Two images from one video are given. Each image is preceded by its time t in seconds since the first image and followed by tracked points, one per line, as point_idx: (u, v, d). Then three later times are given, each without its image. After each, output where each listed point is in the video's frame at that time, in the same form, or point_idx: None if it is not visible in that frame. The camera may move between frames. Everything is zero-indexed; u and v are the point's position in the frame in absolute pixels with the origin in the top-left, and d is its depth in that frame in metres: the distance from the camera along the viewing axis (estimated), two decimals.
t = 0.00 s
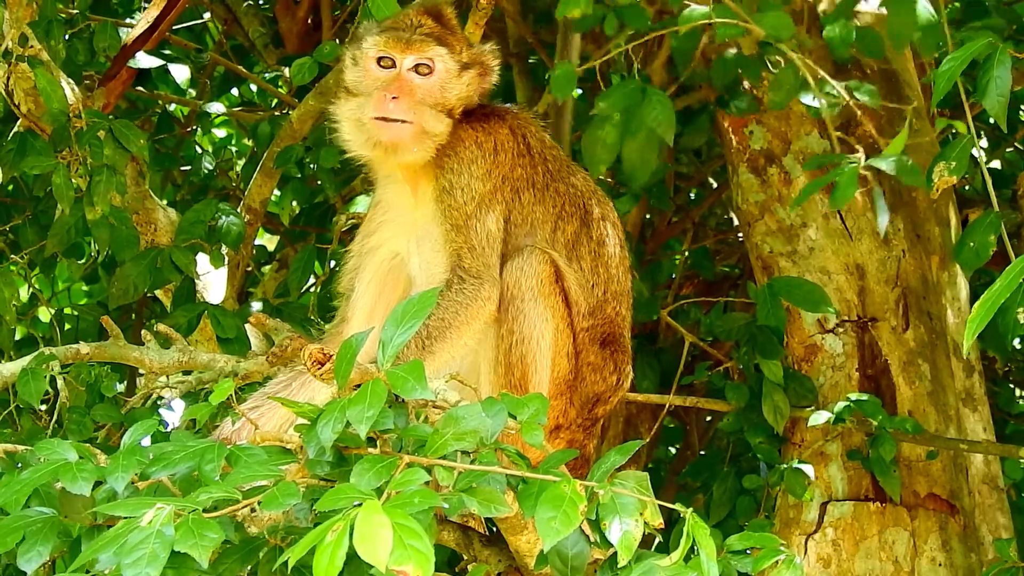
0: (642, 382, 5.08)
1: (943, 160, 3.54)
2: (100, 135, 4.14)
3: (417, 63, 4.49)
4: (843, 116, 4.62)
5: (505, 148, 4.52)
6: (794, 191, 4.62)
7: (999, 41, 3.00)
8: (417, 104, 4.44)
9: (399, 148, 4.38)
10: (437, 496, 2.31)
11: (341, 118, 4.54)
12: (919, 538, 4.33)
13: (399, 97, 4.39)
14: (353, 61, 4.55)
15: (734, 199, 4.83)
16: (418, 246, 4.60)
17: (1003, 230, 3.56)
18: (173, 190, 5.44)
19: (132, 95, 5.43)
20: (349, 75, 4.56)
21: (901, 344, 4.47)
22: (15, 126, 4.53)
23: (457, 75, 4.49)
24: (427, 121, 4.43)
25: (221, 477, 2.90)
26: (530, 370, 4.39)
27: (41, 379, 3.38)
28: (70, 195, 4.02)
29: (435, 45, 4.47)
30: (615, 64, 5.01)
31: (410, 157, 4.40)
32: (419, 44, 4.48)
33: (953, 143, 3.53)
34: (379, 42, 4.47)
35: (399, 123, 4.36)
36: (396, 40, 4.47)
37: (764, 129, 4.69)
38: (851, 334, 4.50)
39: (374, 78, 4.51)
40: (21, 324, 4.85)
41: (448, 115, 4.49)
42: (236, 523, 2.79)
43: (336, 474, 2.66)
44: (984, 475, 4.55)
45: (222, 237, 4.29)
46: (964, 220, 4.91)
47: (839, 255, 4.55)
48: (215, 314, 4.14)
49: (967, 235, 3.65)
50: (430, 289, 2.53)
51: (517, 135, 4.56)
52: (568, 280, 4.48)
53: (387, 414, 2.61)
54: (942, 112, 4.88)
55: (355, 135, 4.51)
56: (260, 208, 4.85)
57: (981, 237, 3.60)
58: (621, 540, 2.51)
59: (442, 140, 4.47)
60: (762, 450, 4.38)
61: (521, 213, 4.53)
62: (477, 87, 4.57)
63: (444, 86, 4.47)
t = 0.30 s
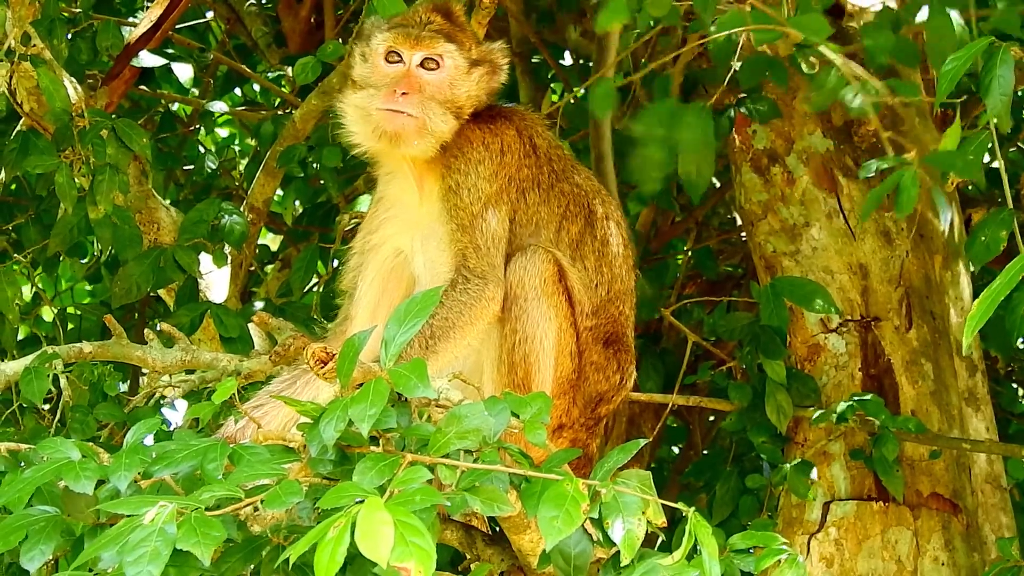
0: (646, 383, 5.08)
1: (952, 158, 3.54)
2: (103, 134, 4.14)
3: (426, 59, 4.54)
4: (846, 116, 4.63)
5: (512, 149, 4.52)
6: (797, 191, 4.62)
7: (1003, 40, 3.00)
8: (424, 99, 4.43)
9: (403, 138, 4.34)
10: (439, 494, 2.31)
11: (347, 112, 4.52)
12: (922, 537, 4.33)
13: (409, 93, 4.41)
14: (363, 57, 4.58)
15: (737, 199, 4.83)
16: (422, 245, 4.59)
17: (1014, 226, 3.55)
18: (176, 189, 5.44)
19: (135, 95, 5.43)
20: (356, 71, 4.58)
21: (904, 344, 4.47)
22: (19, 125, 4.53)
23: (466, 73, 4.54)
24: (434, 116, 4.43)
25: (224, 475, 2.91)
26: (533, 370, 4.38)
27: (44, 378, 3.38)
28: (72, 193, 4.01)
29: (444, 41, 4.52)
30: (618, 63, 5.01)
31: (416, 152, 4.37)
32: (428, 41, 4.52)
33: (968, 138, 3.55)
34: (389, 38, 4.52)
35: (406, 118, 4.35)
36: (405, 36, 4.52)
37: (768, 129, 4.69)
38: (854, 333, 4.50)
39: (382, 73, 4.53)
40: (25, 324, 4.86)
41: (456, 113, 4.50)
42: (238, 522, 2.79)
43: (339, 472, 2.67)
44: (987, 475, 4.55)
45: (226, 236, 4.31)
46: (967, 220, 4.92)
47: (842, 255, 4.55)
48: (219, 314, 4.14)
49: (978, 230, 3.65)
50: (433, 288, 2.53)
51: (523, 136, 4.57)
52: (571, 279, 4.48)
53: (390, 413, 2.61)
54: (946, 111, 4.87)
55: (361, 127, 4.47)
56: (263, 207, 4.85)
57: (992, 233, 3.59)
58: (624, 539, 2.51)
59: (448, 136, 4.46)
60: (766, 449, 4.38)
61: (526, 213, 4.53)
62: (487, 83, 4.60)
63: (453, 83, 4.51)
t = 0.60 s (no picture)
0: (650, 381, 5.08)
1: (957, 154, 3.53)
2: (107, 133, 4.14)
3: (422, 52, 4.54)
4: (849, 114, 4.63)
5: (514, 147, 4.50)
6: (801, 189, 4.62)
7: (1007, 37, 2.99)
8: (423, 93, 4.44)
9: (405, 144, 4.37)
10: (443, 493, 2.31)
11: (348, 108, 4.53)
12: (926, 535, 4.32)
13: (403, 85, 4.42)
14: (362, 54, 4.59)
15: (741, 197, 4.82)
16: (425, 243, 4.59)
17: (1015, 225, 3.55)
18: (180, 187, 5.44)
19: (138, 93, 5.44)
20: (356, 67, 4.59)
21: (907, 342, 4.46)
22: (22, 124, 4.53)
23: (463, 65, 4.54)
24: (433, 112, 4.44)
25: (228, 474, 2.91)
26: (535, 368, 4.37)
27: (47, 377, 3.38)
28: (76, 192, 4.04)
29: (440, 34, 4.54)
30: (622, 61, 5.01)
31: (417, 148, 4.39)
32: (424, 34, 4.55)
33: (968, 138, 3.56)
34: (385, 32, 4.55)
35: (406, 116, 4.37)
36: (401, 29, 4.55)
37: (771, 127, 4.69)
38: (858, 331, 4.50)
39: (379, 69, 4.54)
40: (28, 322, 4.86)
41: (453, 105, 4.50)
42: (241, 520, 2.79)
43: (342, 471, 2.67)
44: (991, 473, 4.54)
45: (229, 234, 4.29)
46: (972, 218, 4.90)
47: (846, 253, 4.54)
48: (222, 312, 4.14)
49: (979, 229, 3.64)
50: (436, 286, 2.53)
51: (526, 134, 4.55)
52: (574, 278, 4.48)
53: (393, 412, 2.61)
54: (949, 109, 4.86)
55: (360, 128, 4.46)
56: (266, 205, 4.85)
57: (994, 232, 3.59)
58: (627, 537, 2.52)
59: (447, 131, 4.46)
60: (769, 447, 4.38)
61: (528, 211, 4.52)
62: (484, 77, 4.60)
63: (450, 75, 4.50)
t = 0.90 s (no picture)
0: (659, 381, 5.08)
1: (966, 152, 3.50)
2: (116, 133, 4.15)
3: (428, 50, 4.55)
4: (859, 112, 4.63)
5: (525, 146, 4.49)
6: (810, 188, 4.62)
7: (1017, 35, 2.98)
8: (429, 90, 4.44)
9: (408, 126, 4.36)
10: (455, 493, 2.31)
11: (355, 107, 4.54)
12: (936, 534, 4.31)
13: (407, 83, 4.43)
14: (369, 55, 4.61)
15: (750, 196, 4.82)
16: (435, 243, 4.59)
17: None
18: (189, 188, 5.46)
19: (148, 94, 5.45)
20: (364, 67, 4.60)
21: (917, 340, 4.45)
22: (32, 125, 4.54)
23: (469, 62, 4.53)
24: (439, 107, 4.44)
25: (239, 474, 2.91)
26: (546, 367, 4.37)
27: (58, 377, 3.38)
28: (86, 193, 4.03)
29: (444, 31, 4.54)
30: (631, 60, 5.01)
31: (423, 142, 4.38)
32: (428, 31, 4.55)
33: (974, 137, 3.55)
34: (390, 31, 4.53)
35: (411, 108, 4.36)
36: (404, 27, 4.54)
37: (780, 126, 4.69)
38: (868, 330, 4.49)
39: (386, 68, 4.55)
40: (38, 323, 4.87)
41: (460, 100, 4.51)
42: (253, 520, 2.79)
43: (353, 471, 2.67)
44: (1001, 472, 4.52)
45: (238, 235, 4.31)
46: (981, 217, 4.89)
47: (855, 251, 4.53)
48: (231, 312, 4.14)
49: (988, 228, 3.64)
50: (447, 286, 2.53)
51: (536, 134, 4.54)
52: (585, 278, 4.47)
53: (404, 411, 2.61)
54: (959, 107, 4.85)
55: (368, 123, 4.45)
56: (276, 205, 4.85)
57: (1003, 230, 3.58)
58: (638, 536, 2.52)
59: (454, 126, 4.47)
60: (779, 446, 4.38)
61: (538, 211, 4.51)
62: (491, 73, 4.60)
63: (455, 71, 4.51)
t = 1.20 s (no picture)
0: (674, 383, 5.08)
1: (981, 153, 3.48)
2: (131, 135, 4.16)
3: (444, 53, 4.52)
4: (873, 113, 4.61)
5: (539, 148, 4.50)
6: (825, 189, 4.60)
7: None
8: (441, 94, 4.43)
9: (421, 139, 4.34)
10: (469, 494, 2.31)
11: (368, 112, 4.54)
12: (952, 534, 4.30)
13: (422, 85, 4.41)
14: (383, 56, 4.57)
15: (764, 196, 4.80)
16: (450, 245, 4.60)
17: None
18: (204, 189, 5.48)
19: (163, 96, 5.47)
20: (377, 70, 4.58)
21: (932, 340, 4.44)
22: (47, 128, 4.55)
23: (483, 66, 4.52)
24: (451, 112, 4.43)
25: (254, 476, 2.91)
26: (561, 368, 4.36)
27: (73, 380, 3.39)
28: (101, 195, 4.03)
29: (459, 35, 4.52)
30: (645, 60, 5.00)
31: (437, 149, 4.37)
32: (445, 34, 4.52)
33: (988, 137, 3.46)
34: (405, 34, 4.48)
35: (422, 113, 4.35)
36: (419, 29, 4.50)
37: (795, 126, 4.67)
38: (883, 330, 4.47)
39: (401, 71, 4.51)
40: (55, 324, 4.88)
41: (473, 104, 4.50)
42: (268, 522, 2.80)
43: (368, 473, 2.67)
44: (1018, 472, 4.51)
45: (253, 236, 4.29)
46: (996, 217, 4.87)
47: (870, 252, 4.52)
48: (246, 313, 4.15)
49: (1003, 229, 3.62)
50: (461, 287, 2.53)
51: (551, 135, 4.54)
52: (599, 278, 4.47)
53: (419, 413, 2.61)
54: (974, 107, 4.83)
55: (382, 134, 4.44)
56: (291, 207, 4.85)
57: (1019, 231, 3.56)
58: (653, 538, 2.52)
59: (467, 130, 4.47)
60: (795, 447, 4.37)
61: (553, 213, 4.51)
62: (506, 76, 4.58)
63: (470, 75, 4.49)
